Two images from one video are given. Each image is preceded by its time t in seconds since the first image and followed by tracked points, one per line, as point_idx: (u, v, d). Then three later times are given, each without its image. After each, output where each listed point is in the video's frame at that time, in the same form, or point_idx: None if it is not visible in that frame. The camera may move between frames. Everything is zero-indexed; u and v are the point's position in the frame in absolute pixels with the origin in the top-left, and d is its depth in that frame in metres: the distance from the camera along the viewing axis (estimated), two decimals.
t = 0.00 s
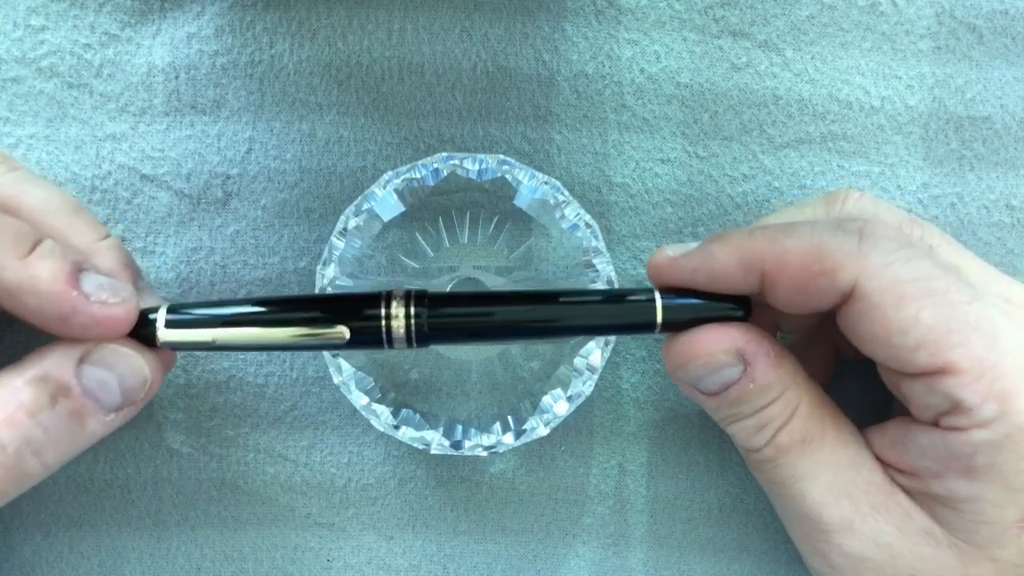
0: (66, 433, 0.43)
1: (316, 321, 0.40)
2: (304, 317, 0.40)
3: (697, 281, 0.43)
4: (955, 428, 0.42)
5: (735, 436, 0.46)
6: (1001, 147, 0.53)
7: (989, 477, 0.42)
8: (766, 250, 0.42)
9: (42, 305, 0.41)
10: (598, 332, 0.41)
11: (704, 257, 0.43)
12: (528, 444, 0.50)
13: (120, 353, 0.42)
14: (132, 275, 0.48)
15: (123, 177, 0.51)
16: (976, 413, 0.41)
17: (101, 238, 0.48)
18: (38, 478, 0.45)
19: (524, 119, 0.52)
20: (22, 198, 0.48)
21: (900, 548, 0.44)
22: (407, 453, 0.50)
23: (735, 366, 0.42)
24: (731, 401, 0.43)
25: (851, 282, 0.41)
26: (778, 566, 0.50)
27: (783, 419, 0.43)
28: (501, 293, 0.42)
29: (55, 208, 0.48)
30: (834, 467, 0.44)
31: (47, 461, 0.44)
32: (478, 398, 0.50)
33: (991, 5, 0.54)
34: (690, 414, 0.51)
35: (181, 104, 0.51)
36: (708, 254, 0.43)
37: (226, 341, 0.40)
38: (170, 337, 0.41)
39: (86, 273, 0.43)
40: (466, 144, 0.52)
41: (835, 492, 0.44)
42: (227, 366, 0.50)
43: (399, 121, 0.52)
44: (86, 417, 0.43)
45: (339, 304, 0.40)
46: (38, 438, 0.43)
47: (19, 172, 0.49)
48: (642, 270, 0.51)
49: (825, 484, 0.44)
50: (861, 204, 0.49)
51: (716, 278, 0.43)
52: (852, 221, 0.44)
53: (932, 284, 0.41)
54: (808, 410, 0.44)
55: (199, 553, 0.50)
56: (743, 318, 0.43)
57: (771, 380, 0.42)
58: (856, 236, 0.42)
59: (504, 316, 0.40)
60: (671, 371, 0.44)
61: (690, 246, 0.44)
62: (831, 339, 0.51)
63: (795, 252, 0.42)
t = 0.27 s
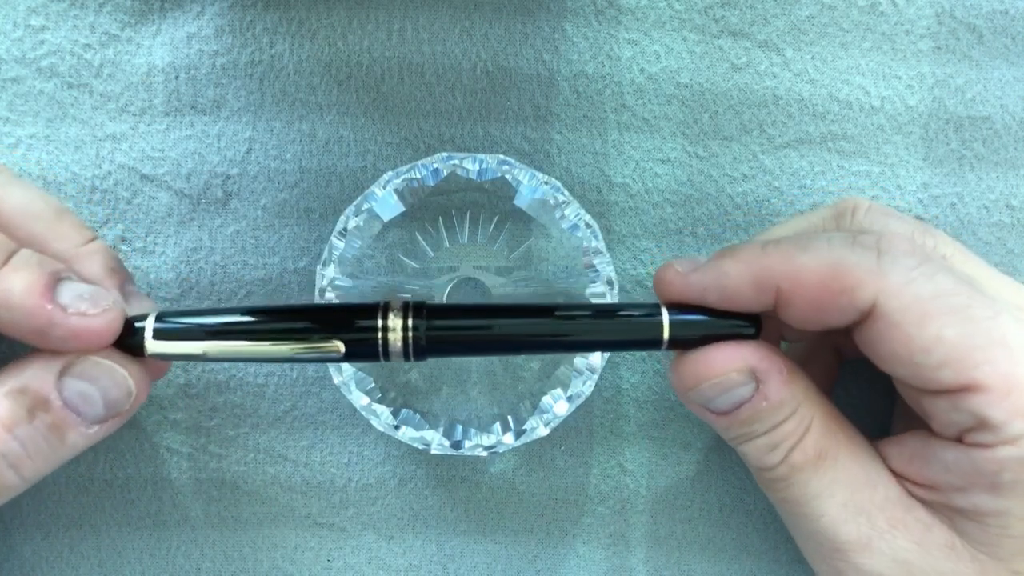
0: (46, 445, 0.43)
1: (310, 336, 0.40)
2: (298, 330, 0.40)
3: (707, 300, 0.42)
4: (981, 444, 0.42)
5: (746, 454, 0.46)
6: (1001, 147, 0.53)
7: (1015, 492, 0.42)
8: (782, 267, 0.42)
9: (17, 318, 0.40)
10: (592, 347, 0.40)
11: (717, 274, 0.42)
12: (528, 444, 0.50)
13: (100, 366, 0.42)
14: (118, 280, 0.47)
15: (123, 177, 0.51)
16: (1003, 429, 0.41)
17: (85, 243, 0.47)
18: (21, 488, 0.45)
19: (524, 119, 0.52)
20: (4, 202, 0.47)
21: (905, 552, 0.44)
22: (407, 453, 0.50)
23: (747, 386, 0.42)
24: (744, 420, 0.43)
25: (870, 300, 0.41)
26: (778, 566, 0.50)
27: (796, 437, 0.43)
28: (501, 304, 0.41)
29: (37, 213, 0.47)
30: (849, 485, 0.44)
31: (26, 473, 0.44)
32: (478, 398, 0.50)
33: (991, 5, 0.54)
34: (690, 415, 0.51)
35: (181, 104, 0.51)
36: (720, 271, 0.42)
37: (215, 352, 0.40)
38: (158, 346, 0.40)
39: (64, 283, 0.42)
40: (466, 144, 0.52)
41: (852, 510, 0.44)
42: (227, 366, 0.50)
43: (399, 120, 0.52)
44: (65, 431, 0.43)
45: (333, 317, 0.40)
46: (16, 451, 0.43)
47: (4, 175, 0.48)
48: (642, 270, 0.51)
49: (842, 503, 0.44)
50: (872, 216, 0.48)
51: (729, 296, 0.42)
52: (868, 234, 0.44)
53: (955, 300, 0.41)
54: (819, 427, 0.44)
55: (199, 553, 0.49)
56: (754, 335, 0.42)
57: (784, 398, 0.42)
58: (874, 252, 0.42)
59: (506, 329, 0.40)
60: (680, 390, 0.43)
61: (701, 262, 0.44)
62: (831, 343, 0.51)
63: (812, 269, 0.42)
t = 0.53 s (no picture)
0: (94, 402, 0.44)
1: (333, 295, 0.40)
2: (318, 291, 0.40)
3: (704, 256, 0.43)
4: (960, 414, 0.43)
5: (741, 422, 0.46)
6: (1001, 147, 0.53)
7: (991, 463, 0.42)
8: (777, 229, 0.43)
9: (60, 283, 0.42)
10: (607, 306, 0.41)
11: (715, 234, 0.44)
12: (528, 444, 0.50)
13: (141, 326, 0.43)
14: (152, 248, 0.48)
15: (123, 177, 0.51)
16: (982, 398, 0.42)
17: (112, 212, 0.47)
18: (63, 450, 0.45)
19: (524, 119, 0.52)
20: (25, 180, 0.47)
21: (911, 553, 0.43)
22: (407, 453, 0.50)
23: (740, 342, 0.42)
24: (736, 378, 0.43)
25: (857, 263, 0.42)
26: (778, 566, 0.50)
27: (788, 398, 0.43)
28: (513, 267, 0.41)
29: (62, 190, 0.48)
30: (839, 449, 0.43)
31: (77, 429, 0.44)
32: (479, 398, 0.50)
33: (991, 5, 0.54)
34: (690, 415, 0.51)
35: (181, 104, 0.51)
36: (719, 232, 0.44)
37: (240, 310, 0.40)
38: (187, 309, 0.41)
39: (101, 250, 0.43)
40: (466, 144, 0.52)
41: (840, 475, 0.43)
42: (227, 366, 0.50)
43: (399, 120, 0.52)
44: (111, 388, 0.44)
45: (352, 279, 0.40)
46: (67, 410, 0.43)
47: (19, 156, 0.49)
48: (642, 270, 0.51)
49: (830, 461, 0.43)
50: (872, 194, 0.49)
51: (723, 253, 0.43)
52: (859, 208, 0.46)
53: (937, 269, 0.42)
54: (812, 392, 0.44)
55: (199, 553, 0.49)
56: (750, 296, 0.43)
57: (776, 359, 0.43)
58: (864, 222, 0.43)
59: (519, 289, 0.40)
60: (678, 348, 0.44)
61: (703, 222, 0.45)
62: (831, 336, 0.51)
63: (805, 231, 0.43)
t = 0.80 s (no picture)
0: (98, 398, 0.43)
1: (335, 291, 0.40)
2: (319, 289, 0.40)
3: (704, 255, 0.44)
4: (956, 411, 0.42)
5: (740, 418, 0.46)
6: (1001, 147, 0.53)
7: (990, 460, 0.42)
8: (775, 229, 0.43)
9: (65, 278, 0.41)
10: (612, 304, 0.41)
11: (714, 233, 0.43)
12: (528, 444, 0.50)
13: (145, 323, 0.42)
14: (154, 245, 0.48)
15: (123, 177, 0.51)
16: (979, 396, 0.41)
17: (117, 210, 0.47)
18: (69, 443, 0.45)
19: (524, 119, 0.52)
20: (30, 178, 0.47)
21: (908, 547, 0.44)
22: (407, 453, 0.50)
23: (741, 340, 0.42)
24: (736, 375, 0.43)
25: (855, 263, 0.42)
26: (778, 566, 0.50)
27: (789, 396, 0.43)
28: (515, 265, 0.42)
29: (67, 185, 0.47)
30: (838, 447, 0.44)
31: (81, 424, 0.44)
32: (478, 398, 0.50)
33: (991, 6, 0.54)
34: (690, 414, 0.51)
35: (181, 104, 0.51)
36: (717, 231, 0.43)
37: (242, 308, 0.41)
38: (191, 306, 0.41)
39: (105, 245, 0.42)
40: (466, 144, 0.52)
41: (839, 473, 0.44)
42: (227, 366, 0.50)
43: (399, 121, 0.52)
44: (116, 384, 0.43)
45: (353, 276, 0.41)
46: (73, 404, 0.43)
47: (26, 155, 0.48)
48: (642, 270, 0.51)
49: (829, 461, 0.44)
50: (871, 194, 0.48)
51: (722, 252, 0.43)
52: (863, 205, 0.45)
53: (936, 267, 0.41)
54: (813, 389, 0.43)
55: (200, 553, 0.50)
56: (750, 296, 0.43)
57: (777, 358, 0.42)
58: (863, 220, 0.42)
59: (519, 289, 0.41)
60: (678, 346, 0.44)
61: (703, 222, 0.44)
62: (831, 335, 0.51)
63: (802, 230, 0.42)
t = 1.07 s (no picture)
0: (97, 404, 0.43)
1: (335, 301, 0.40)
2: (318, 298, 0.40)
3: (702, 274, 0.44)
4: (964, 420, 0.43)
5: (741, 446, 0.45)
6: (1001, 147, 0.53)
7: (1002, 468, 0.42)
8: (771, 245, 0.43)
9: (67, 274, 0.42)
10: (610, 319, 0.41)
11: (712, 253, 0.44)
12: (528, 445, 0.50)
13: (143, 328, 0.42)
14: (154, 250, 0.48)
15: (123, 177, 0.51)
16: (983, 402, 0.42)
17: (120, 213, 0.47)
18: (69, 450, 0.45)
19: (524, 119, 0.52)
20: (33, 180, 0.47)
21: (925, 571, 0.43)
22: (407, 453, 0.50)
23: (736, 357, 0.42)
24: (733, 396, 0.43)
25: (853, 275, 0.42)
26: (778, 566, 0.50)
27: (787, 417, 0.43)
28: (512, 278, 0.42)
29: (70, 189, 0.47)
30: (844, 475, 0.43)
31: (80, 430, 0.44)
32: (478, 398, 0.50)
33: (991, 6, 0.54)
34: (690, 415, 0.51)
35: (181, 104, 0.51)
36: (712, 249, 0.44)
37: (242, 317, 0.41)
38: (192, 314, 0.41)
39: (107, 244, 0.43)
40: (466, 144, 0.52)
41: (847, 501, 0.43)
42: (227, 366, 0.50)
43: (399, 121, 0.52)
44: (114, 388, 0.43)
45: (351, 288, 0.41)
46: (71, 407, 0.42)
47: (31, 157, 0.48)
48: (642, 270, 0.51)
49: (836, 488, 0.43)
50: (864, 202, 0.49)
51: (720, 269, 0.44)
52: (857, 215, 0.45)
53: (935, 275, 0.41)
54: (811, 411, 0.43)
55: (199, 553, 0.49)
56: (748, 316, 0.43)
57: (774, 376, 0.43)
58: (858, 231, 0.43)
59: (515, 303, 0.41)
60: (676, 368, 0.44)
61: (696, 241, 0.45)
62: (831, 337, 0.51)
63: (798, 245, 0.43)
